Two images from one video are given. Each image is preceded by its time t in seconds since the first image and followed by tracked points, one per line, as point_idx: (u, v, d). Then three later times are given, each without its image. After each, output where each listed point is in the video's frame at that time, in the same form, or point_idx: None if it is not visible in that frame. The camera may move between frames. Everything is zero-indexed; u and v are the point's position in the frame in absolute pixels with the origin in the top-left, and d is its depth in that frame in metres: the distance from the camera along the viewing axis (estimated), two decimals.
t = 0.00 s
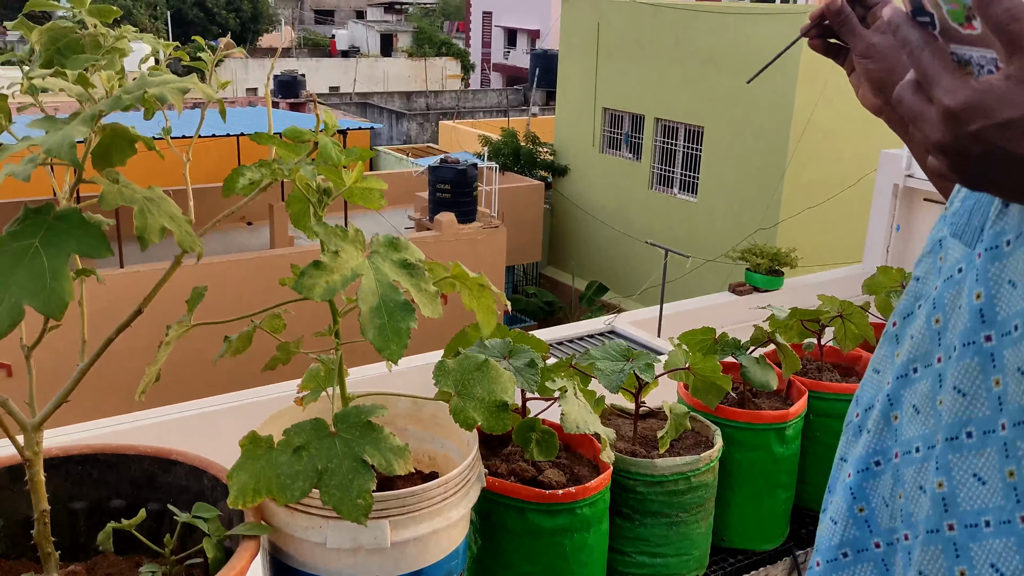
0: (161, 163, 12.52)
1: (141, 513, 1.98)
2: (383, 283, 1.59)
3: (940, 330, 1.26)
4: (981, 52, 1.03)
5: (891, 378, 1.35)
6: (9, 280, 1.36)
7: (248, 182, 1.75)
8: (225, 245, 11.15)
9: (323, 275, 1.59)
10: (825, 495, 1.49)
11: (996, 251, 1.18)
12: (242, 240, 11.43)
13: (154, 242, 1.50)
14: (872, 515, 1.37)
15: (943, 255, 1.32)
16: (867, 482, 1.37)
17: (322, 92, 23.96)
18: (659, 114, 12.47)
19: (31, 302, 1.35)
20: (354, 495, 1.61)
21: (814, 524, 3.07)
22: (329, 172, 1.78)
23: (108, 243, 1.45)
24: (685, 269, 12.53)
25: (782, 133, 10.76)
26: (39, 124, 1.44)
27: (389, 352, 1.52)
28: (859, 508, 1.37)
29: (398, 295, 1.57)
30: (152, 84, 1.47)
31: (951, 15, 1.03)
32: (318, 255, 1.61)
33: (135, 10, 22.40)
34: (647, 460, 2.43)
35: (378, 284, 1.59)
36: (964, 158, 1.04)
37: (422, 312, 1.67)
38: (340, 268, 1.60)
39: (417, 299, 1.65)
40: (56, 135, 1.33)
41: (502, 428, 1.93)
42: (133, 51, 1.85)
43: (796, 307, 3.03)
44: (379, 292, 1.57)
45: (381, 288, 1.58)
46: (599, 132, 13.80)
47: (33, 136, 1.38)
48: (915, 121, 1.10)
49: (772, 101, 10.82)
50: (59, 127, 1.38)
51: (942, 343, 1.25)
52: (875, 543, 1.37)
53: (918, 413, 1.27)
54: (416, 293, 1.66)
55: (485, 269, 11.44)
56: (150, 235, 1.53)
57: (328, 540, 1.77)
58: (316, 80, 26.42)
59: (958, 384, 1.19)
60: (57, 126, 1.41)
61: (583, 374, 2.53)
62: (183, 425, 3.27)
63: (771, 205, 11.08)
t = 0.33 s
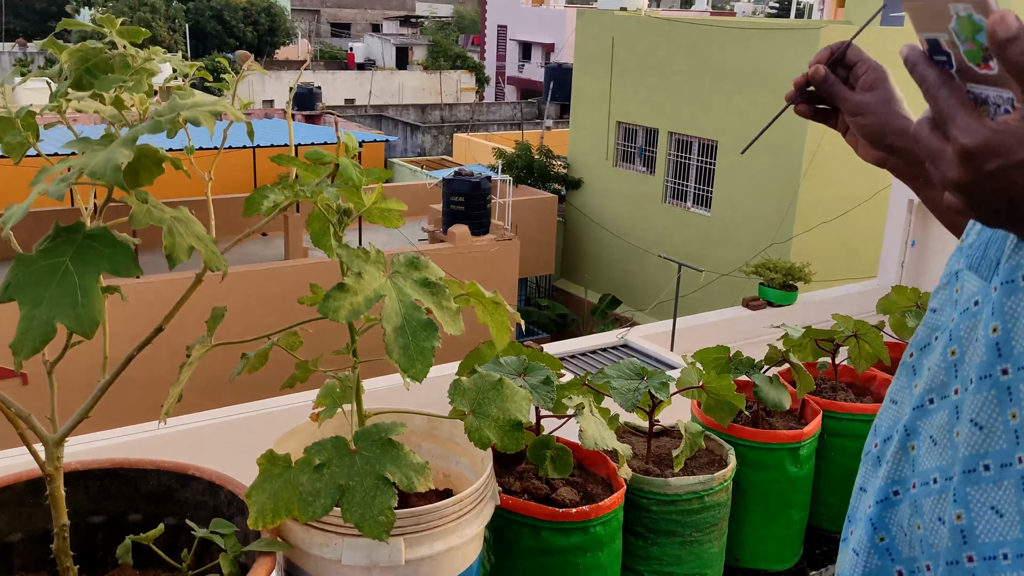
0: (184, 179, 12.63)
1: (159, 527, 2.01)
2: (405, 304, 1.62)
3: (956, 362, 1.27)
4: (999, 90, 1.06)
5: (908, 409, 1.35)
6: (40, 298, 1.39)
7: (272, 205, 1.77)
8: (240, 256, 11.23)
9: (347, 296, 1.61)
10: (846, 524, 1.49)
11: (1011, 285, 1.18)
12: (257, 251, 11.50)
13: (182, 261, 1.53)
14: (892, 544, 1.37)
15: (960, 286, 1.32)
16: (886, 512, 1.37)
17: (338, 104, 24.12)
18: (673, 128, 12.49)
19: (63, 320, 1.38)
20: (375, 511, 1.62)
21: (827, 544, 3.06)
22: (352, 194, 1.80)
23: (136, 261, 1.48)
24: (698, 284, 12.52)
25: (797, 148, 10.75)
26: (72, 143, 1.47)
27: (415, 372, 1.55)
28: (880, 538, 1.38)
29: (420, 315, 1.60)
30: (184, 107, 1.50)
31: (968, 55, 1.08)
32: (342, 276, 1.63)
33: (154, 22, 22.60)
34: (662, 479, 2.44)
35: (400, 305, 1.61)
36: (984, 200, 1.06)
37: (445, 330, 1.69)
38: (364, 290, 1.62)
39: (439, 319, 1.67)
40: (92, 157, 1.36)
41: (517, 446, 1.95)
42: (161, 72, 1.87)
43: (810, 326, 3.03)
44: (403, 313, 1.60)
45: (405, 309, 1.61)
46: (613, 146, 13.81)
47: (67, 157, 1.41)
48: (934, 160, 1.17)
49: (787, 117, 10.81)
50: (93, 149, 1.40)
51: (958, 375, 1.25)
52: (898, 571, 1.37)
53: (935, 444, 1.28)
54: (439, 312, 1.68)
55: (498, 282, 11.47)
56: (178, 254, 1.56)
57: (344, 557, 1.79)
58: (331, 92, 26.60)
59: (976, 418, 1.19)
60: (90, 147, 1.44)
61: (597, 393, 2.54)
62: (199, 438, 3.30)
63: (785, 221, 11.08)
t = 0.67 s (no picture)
0: (208, 179, 12.76)
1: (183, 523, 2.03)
2: (423, 304, 1.64)
3: (979, 362, 1.26)
4: (1018, 97, 1.06)
5: (931, 408, 1.35)
6: (66, 292, 1.44)
7: (294, 204, 1.80)
8: (262, 258, 11.32)
9: (367, 293, 1.64)
10: (865, 521, 1.49)
11: None
12: (278, 252, 11.59)
13: (204, 255, 1.57)
14: (911, 541, 1.36)
15: (984, 287, 1.32)
16: (905, 509, 1.36)
17: (359, 106, 24.23)
18: (694, 132, 12.47)
19: (86, 313, 1.42)
20: (395, 507, 1.64)
21: (846, 549, 3.04)
22: (372, 195, 1.83)
23: (158, 257, 1.52)
24: (718, 288, 12.48)
25: (818, 152, 10.69)
26: (95, 142, 1.51)
27: (429, 371, 1.58)
28: (898, 535, 1.36)
29: (437, 315, 1.63)
30: (204, 103, 1.53)
31: (987, 62, 1.08)
32: (362, 274, 1.66)
33: (179, 24, 22.82)
34: (681, 482, 2.43)
35: (419, 305, 1.64)
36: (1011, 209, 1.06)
37: (460, 334, 1.71)
38: (384, 288, 1.65)
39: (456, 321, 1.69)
40: (111, 152, 1.39)
41: (536, 446, 1.98)
42: (184, 75, 1.89)
43: (831, 330, 3.02)
44: (420, 313, 1.62)
45: (422, 308, 1.63)
46: (634, 149, 13.79)
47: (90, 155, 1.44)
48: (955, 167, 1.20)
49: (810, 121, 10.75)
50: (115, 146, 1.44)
51: (981, 375, 1.25)
52: (916, 568, 1.35)
53: (956, 443, 1.28)
54: (455, 315, 1.70)
55: (518, 284, 11.49)
56: (200, 249, 1.58)
57: (364, 554, 1.80)
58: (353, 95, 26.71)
59: (1000, 416, 1.19)
60: (113, 144, 1.48)
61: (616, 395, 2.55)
62: (223, 436, 3.34)
63: (806, 225, 11.02)
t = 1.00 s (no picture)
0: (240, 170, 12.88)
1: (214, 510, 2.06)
2: (451, 296, 1.65)
3: (1018, 351, 1.23)
4: None
5: (966, 398, 1.30)
6: (99, 282, 1.46)
7: (325, 194, 1.82)
8: (294, 251, 11.43)
9: (395, 286, 1.64)
10: (893, 510, 1.45)
11: None
12: (309, 245, 11.69)
13: (234, 247, 1.59)
14: (942, 532, 1.32)
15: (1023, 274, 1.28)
16: (938, 500, 1.32)
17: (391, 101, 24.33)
18: (727, 126, 12.37)
19: (119, 302, 1.44)
20: (420, 500, 1.65)
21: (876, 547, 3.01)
22: (402, 187, 1.84)
23: (189, 248, 1.54)
24: (750, 284, 12.39)
25: (853, 147, 10.55)
26: (127, 132, 1.53)
27: (457, 362, 1.58)
28: (929, 526, 1.33)
29: (465, 308, 1.63)
30: (234, 95, 1.54)
31: None
32: (390, 267, 1.67)
33: (213, 19, 23.10)
34: (708, 476, 2.42)
35: (447, 297, 1.64)
36: None
37: (488, 324, 1.71)
38: (412, 280, 1.65)
39: (484, 313, 1.69)
40: (143, 143, 1.41)
41: (563, 439, 1.99)
42: (218, 65, 1.91)
43: (864, 325, 2.98)
44: (449, 305, 1.63)
45: (450, 301, 1.64)
46: (665, 143, 13.71)
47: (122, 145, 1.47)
48: (994, 144, 1.22)
49: (846, 115, 10.61)
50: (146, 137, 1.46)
51: (1020, 364, 1.22)
52: (947, 560, 1.32)
53: (993, 434, 1.24)
54: (483, 306, 1.70)
55: (547, 278, 11.49)
56: (230, 239, 1.60)
57: (391, 544, 1.82)
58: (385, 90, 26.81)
59: None
60: (145, 134, 1.50)
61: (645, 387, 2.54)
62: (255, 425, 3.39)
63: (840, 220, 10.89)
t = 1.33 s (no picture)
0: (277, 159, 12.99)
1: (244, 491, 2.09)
2: (483, 277, 1.65)
3: None
4: None
5: (1010, 391, 1.26)
6: (134, 262, 1.49)
7: (356, 178, 1.82)
8: (331, 240, 11.53)
9: (426, 269, 1.65)
10: (930, 502, 1.40)
11: None
12: (347, 235, 11.78)
13: (265, 231, 1.60)
14: (981, 528, 1.28)
15: None
16: (977, 495, 1.28)
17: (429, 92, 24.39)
18: (768, 117, 12.19)
19: (153, 284, 1.46)
20: (446, 483, 1.65)
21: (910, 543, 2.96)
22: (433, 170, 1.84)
23: (222, 232, 1.56)
24: (789, 277, 12.24)
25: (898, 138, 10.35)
26: (162, 115, 1.54)
27: (489, 344, 1.58)
28: (968, 520, 1.29)
29: (497, 289, 1.63)
30: (268, 79, 1.55)
31: None
32: (421, 249, 1.67)
33: (255, 10, 23.35)
34: (738, 467, 2.39)
35: (478, 279, 1.65)
36: None
37: (521, 305, 1.71)
38: (443, 263, 1.66)
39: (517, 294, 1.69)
40: (176, 128, 1.43)
41: (591, 427, 1.98)
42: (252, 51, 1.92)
43: (904, 317, 2.92)
44: (480, 286, 1.63)
45: (482, 283, 1.64)
46: (704, 134, 13.56)
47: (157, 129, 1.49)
48: None
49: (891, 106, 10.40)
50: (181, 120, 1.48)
51: None
52: (984, 556, 1.28)
53: None
54: (516, 287, 1.70)
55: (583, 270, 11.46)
56: (262, 224, 1.62)
57: (418, 527, 1.82)
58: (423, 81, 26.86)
59: None
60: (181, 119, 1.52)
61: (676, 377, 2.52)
62: (289, 411, 3.43)
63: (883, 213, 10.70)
